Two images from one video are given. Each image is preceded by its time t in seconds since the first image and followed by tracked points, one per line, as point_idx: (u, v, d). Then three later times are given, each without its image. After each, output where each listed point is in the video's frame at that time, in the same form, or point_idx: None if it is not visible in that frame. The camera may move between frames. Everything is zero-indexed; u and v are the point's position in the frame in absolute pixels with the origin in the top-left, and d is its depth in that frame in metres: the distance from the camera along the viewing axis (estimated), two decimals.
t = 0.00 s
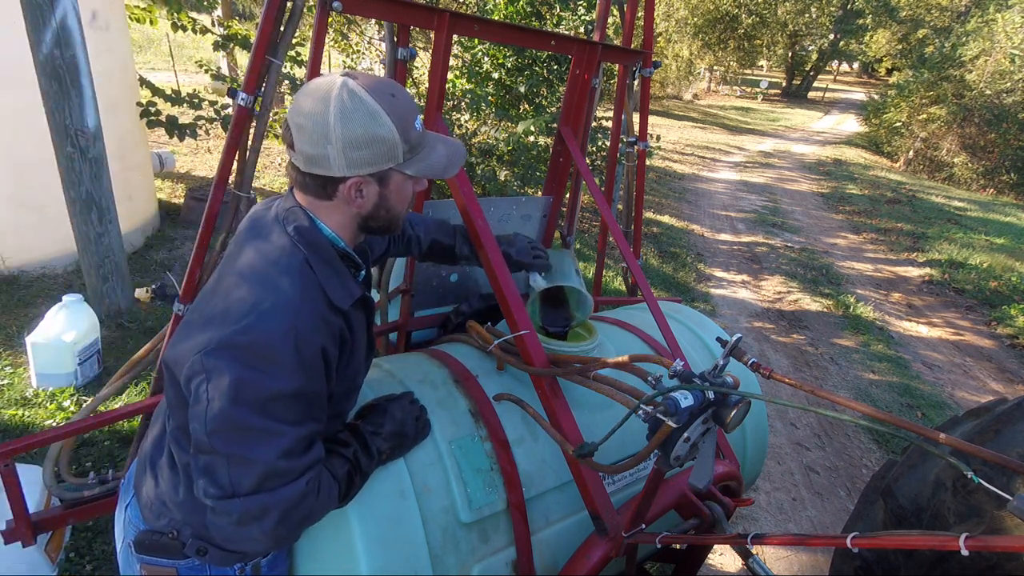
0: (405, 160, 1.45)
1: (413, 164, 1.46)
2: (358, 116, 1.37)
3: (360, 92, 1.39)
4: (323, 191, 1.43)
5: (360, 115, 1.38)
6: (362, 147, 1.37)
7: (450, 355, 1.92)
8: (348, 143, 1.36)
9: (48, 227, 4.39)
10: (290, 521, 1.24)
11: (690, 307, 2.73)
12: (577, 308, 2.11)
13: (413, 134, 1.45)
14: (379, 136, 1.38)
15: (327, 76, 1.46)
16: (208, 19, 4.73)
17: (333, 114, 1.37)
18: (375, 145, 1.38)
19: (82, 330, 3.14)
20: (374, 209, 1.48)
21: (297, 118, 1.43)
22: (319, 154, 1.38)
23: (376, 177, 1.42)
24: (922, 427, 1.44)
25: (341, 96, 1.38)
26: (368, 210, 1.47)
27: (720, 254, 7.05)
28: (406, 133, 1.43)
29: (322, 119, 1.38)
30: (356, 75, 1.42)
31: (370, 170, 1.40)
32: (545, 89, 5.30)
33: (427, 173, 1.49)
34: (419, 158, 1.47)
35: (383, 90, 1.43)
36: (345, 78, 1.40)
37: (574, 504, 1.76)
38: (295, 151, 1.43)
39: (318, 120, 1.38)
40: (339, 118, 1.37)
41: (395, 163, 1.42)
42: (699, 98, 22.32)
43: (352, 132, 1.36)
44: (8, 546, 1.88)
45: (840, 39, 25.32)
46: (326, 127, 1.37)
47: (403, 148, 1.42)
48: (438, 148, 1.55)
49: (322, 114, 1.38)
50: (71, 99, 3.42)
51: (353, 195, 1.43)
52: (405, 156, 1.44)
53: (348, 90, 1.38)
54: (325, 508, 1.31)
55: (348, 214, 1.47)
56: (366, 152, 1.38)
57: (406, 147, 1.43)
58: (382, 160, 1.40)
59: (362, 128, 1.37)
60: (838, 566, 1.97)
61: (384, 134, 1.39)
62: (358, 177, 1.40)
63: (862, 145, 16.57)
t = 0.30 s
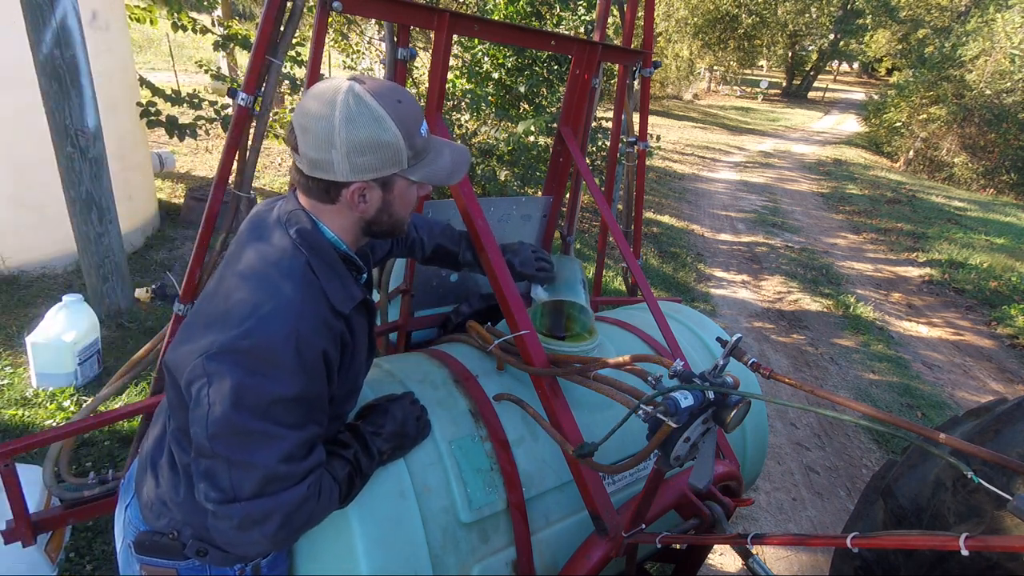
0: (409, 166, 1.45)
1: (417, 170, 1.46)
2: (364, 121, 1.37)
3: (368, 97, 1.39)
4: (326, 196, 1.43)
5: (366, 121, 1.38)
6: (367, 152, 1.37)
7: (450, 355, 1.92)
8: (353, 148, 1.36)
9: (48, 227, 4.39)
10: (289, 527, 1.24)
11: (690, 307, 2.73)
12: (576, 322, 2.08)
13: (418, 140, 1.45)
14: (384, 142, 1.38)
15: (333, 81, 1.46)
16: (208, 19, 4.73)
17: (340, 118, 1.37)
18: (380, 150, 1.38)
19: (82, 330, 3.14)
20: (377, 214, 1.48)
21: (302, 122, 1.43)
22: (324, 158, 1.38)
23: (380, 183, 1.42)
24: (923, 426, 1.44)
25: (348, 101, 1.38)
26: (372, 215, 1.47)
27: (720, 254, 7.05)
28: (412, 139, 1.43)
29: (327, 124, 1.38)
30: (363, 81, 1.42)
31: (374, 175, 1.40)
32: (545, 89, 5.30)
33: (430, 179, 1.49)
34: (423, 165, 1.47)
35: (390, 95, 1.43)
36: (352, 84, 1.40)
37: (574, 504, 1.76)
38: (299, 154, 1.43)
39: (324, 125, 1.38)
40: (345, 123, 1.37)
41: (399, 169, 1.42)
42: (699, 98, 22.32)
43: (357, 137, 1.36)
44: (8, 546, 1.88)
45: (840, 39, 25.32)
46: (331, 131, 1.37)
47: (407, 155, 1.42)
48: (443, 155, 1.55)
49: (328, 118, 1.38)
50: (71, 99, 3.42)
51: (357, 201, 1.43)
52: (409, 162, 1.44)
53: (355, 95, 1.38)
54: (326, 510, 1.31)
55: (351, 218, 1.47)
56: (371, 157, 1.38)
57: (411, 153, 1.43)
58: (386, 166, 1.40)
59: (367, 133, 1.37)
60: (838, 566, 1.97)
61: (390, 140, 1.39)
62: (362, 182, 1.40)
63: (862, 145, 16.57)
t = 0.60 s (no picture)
0: (411, 170, 1.44)
1: (419, 175, 1.46)
2: (366, 127, 1.36)
3: (369, 102, 1.38)
4: (329, 201, 1.43)
5: (369, 126, 1.37)
6: (369, 158, 1.36)
7: (451, 356, 1.92)
8: (355, 155, 1.36)
9: (48, 227, 4.39)
10: (287, 528, 1.24)
11: (690, 307, 2.73)
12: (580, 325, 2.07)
13: (420, 144, 1.44)
14: (386, 148, 1.37)
15: (334, 83, 1.45)
16: (208, 19, 4.73)
17: (341, 124, 1.36)
18: (382, 156, 1.37)
19: (82, 330, 3.14)
20: (380, 218, 1.48)
21: (303, 127, 1.42)
22: (326, 164, 1.37)
23: (383, 188, 1.42)
24: (922, 427, 1.44)
25: (349, 106, 1.37)
26: (374, 219, 1.47)
27: (720, 254, 7.05)
28: (414, 144, 1.42)
29: (329, 130, 1.37)
30: (364, 85, 1.41)
31: (376, 181, 1.39)
32: (545, 89, 5.30)
33: (432, 183, 1.49)
34: (425, 169, 1.47)
35: (392, 99, 1.42)
36: (353, 89, 1.39)
37: (574, 504, 1.76)
38: (302, 159, 1.42)
39: (325, 131, 1.38)
40: (346, 129, 1.36)
41: (401, 174, 1.42)
42: (699, 98, 22.31)
43: (360, 143, 1.35)
44: (8, 546, 1.88)
45: (840, 39, 25.32)
46: (332, 138, 1.36)
47: (409, 160, 1.41)
48: (445, 158, 1.55)
49: (329, 124, 1.38)
50: (71, 99, 3.42)
51: (360, 206, 1.43)
52: (411, 166, 1.43)
53: (356, 100, 1.37)
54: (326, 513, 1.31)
55: (354, 222, 1.47)
56: (373, 163, 1.37)
57: (413, 158, 1.43)
58: (388, 171, 1.39)
59: (369, 139, 1.36)
60: (838, 567, 1.97)
61: (392, 145, 1.38)
62: (364, 188, 1.40)
63: (862, 145, 16.57)
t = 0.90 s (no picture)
0: (402, 168, 1.44)
1: (410, 172, 1.47)
2: (356, 126, 1.36)
3: (360, 100, 1.37)
4: (317, 199, 1.43)
5: (359, 124, 1.37)
6: (359, 156, 1.36)
7: (451, 356, 1.92)
8: (345, 152, 1.35)
9: (48, 227, 4.39)
10: (284, 530, 1.25)
11: (690, 307, 2.73)
12: (580, 326, 2.07)
13: (410, 142, 1.44)
14: (377, 145, 1.37)
15: (322, 80, 1.44)
16: (208, 19, 4.73)
17: (331, 122, 1.36)
18: (372, 154, 1.37)
19: (82, 330, 3.14)
20: (370, 217, 1.48)
21: (291, 125, 1.41)
22: (315, 162, 1.37)
23: (373, 186, 1.42)
24: (922, 427, 1.44)
25: (338, 103, 1.36)
26: (364, 218, 1.48)
27: (720, 254, 7.05)
28: (404, 142, 1.43)
29: (318, 128, 1.37)
30: (353, 81, 1.41)
31: (366, 179, 1.39)
32: (545, 89, 5.30)
33: (423, 180, 1.49)
34: (415, 167, 1.48)
35: (381, 96, 1.42)
36: (342, 85, 1.39)
37: (574, 504, 1.77)
38: (290, 157, 1.41)
39: (314, 128, 1.37)
40: (336, 126, 1.35)
41: (392, 172, 1.42)
42: (699, 98, 22.30)
43: (350, 141, 1.35)
44: (8, 546, 1.88)
45: (840, 39, 25.33)
46: (322, 135, 1.36)
47: (400, 158, 1.41)
48: (435, 156, 1.55)
49: (318, 121, 1.37)
50: (71, 99, 3.42)
51: (349, 204, 1.43)
52: (402, 164, 1.43)
53: (345, 96, 1.37)
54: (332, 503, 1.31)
55: (343, 221, 1.47)
56: (364, 161, 1.37)
57: (404, 156, 1.43)
58: (378, 169, 1.39)
59: (358, 136, 1.36)
60: (838, 567, 1.97)
61: (382, 143, 1.38)
62: (354, 186, 1.40)
63: (862, 145, 16.58)
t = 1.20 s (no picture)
0: (372, 162, 1.37)
1: (382, 166, 1.39)
2: (317, 121, 1.29)
3: (320, 93, 1.29)
4: (285, 200, 1.37)
5: (321, 119, 1.29)
6: (323, 152, 1.29)
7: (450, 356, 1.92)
8: (308, 149, 1.28)
9: (48, 227, 4.39)
10: (380, 479, 1.27)
11: (691, 307, 2.73)
12: (580, 326, 2.09)
13: (380, 134, 1.36)
14: (341, 139, 1.30)
15: (282, 72, 1.37)
16: (208, 19, 4.73)
17: (290, 118, 1.29)
18: (337, 149, 1.30)
19: (82, 330, 3.15)
20: (344, 215, 1.42)
21: (253, 123, 1.34)
22: (278, 161, 1.30)
23: (342, 183, 1.35)
24: (922, 427, 1.44)
25: (297, 97, 1.29)
26: (338, 216, 1.42)
27: (720, 254, 7.05)
28: (372, 135, 1.34)
29: (278, 125, 1.30)
30: (314, 72, 1.33)
31: (333, 176, 1.32)
32: (545, 89, 5.30)
33: (396, 174, 1.42)
34: (388, 160, 1.40)
35: (345, 86, 1.33)
36: (301, 77, 1.31)
37: (574, 504, 1.76)
38: (254, 157, 1.35)
39: (275, 126, 1.30)
40: (296, 122, 1.28)
41: (362, 167, 1.35)
42: (699, 98, 22.30)
43: (310, 136, 1.28)
44: (8, 546, 1.88)
45: (840, 39, 25.31)
46: (283, 133, 1.29)
47: (369, 152, 1.34)
48: (410, 146, 1.47)
49: (278, 118, 1.30)
50: (71, 99, 3.42)
51: (319, 202, 1.37)
52: (372, 158, 1.36)
53: (305, 89, 1.29)
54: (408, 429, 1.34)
55: (317, 220, 1.42)
56: (329, 158, 1.30)
57: (373, 149, 1.35)
58: (345, 165, 1.32)
59: (321, 132, 1.28)
60: (838, 567, 1.98)
61: (347, 137, 1.30)
62: (321, 184, 1.33)
63: (862, 145, 16.58)
